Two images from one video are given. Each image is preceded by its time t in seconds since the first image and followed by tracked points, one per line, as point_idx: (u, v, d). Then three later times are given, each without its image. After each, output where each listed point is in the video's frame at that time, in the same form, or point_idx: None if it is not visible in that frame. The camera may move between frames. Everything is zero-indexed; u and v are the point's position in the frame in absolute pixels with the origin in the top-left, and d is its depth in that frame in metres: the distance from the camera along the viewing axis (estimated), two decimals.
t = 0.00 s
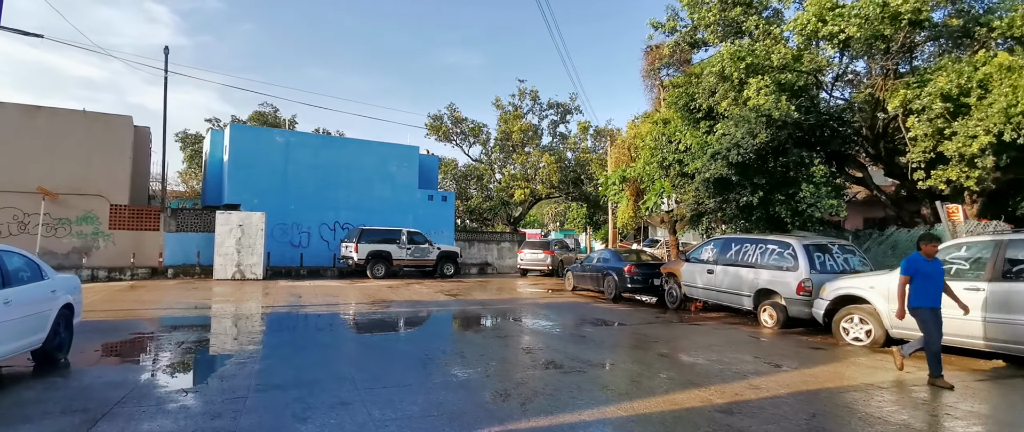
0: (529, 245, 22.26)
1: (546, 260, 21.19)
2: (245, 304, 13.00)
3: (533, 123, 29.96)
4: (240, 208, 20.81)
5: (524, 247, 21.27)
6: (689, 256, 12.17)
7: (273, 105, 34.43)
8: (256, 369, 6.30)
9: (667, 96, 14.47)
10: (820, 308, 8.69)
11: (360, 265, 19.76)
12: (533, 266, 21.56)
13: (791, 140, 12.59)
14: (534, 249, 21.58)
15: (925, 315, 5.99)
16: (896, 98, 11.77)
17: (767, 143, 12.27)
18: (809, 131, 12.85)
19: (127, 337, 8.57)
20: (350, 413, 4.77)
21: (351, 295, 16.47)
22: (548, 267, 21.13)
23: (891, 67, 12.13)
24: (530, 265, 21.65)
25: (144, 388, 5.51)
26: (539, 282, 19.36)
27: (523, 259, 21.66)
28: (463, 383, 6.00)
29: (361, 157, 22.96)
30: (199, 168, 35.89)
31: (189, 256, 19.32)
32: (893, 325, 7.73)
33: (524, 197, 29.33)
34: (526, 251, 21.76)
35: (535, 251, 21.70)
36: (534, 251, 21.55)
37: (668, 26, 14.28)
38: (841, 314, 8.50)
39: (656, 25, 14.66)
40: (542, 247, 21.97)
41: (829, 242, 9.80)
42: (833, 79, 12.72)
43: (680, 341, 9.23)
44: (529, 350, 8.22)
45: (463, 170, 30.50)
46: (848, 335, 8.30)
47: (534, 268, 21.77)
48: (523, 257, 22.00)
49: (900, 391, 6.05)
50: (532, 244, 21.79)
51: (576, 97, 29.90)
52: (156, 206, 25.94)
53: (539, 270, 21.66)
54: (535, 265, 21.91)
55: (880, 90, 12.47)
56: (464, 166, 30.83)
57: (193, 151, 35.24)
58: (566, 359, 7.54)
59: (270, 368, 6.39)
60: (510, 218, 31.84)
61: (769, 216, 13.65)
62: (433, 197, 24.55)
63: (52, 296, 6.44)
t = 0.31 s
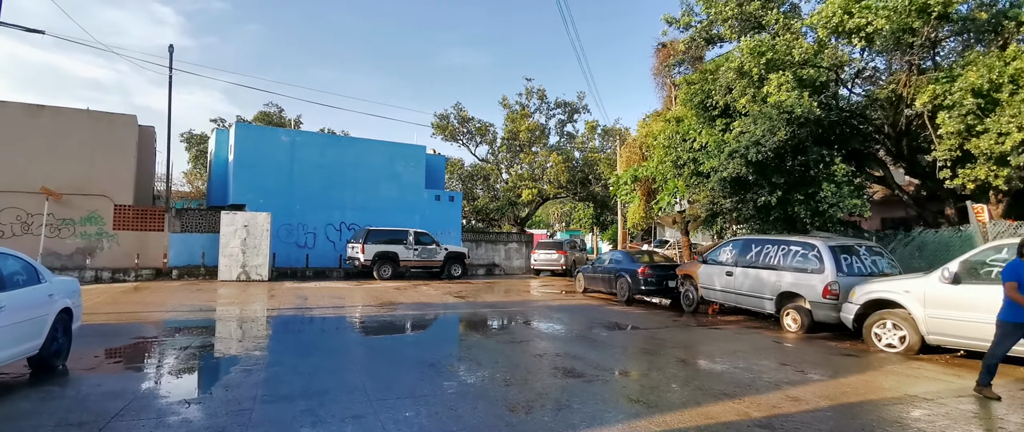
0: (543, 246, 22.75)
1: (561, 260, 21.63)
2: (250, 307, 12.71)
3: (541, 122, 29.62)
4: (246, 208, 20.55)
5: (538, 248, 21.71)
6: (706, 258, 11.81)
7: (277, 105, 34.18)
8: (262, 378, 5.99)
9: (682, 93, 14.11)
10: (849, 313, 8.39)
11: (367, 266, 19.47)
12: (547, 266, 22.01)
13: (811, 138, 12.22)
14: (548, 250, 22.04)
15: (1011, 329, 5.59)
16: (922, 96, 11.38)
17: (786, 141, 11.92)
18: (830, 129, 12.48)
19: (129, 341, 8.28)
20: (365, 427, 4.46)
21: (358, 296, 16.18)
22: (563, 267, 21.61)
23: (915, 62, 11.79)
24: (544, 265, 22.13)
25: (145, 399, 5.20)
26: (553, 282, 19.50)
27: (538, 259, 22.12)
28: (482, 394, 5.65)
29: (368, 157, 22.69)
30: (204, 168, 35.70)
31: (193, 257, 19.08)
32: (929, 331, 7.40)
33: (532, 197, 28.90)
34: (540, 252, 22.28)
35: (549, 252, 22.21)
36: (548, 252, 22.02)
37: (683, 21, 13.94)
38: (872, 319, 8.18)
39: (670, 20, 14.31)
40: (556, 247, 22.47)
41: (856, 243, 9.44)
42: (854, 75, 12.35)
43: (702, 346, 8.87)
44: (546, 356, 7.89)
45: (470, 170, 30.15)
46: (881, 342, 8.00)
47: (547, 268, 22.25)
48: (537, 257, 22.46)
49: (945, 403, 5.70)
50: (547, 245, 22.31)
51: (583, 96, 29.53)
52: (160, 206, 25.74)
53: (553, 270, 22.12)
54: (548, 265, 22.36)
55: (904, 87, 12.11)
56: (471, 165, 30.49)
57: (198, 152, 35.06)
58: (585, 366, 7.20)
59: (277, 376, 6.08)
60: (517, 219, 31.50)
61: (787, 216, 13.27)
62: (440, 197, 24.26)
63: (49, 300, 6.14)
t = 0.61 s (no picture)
0: (556, 245, 22.82)
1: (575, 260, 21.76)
2: (257, 308, 12.45)
3: (548, 121, 29.30)
4: (251, 207, 20.31)
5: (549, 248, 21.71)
6: (724, 259, 11.49)
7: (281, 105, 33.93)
8: (271, 385, 5.70)
9: (697, 89, 13.82)
10: (882, 316, 8.08)
11: (374, 267, 19.20)
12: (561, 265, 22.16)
13: (831, 134, 11.84)
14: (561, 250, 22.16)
15: None
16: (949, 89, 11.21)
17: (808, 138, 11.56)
18: (850, 125, 12.14)
19: (133, 345, 8.00)
20: None
21: (366, 297, 15.93)
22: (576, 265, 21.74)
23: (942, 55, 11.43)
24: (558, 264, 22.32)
25: (148, 408, 4.91)
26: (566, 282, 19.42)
27: (552, 258, 22.33)
28: (504, 403, 5.33)
29: (374, 156, 22.41)
30: (209, 168, 35.52)
31: (199, 258, 18.84)
32: (969, 335, 7.06)
33: (540, 196, 28.57)
34: (555, 251, 22.47)
35: (562, 252, 22.36)
36: (563, 252, 22.21)
37: (698, 15, 13.63)
38: (904, 321, 7.86)
39: (685, 14, 13.98)
40: (569, 246, 22.58)
41: (885, 243, 9.08)
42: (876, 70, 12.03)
43: (726, 350, 8.54)
44: (565, 361, 7.58)
45: (476, 170, 29.86)
46: (916, 346, 7.69)
47: (561, 267, 22.42)
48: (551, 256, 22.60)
49: (999, 412, 5.35)
50: (561, 244, 22.55)
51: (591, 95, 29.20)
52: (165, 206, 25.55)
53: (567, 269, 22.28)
54: (562, 264, 22.43)
55: (928, 81, 11.73)
56: (477, 165, 30.19)
57: (202, 152, 34.88)
58: (608, 372, 6.87)
59: (286, 383, 5.77)
60: (524, 219, 31.21)
61: (806, 215, 12.90)
62: (447, 197, 23.95)
63: (48, 302, 5.86)
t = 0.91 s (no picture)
0: (569, 245, 22.58)
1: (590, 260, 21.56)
2: (266, 311, 12.15)
3: (557, 119, 28.97)
4: (257, 207, 20.04)
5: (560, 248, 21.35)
6: (747, 260, 11.13)
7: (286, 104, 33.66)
8: (287, 394, 5.38)
9: (715, 85, 13.47)
10: (922, 320, 7.73)
11: (382, 267, 18.89)
12: (576, 265, 21.97)
13: (857, 131, 11.47)
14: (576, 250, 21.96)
15: None
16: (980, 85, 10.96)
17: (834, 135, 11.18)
18: (876, 122, 11.76)
19: (139, 349, 7.69)
20: None
21: (376, 299, 15.63)
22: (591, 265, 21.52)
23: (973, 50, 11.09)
24: (573, 264, 22.12)
25: (158, 420, 4.60)
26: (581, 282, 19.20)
27: (566, 258, 22.19)
28: (537, 416, 4.98)
29: (382, 155, 22.11)
30: (214, 168, 35.32)
31: (205, 258, 18.57)
32: (1019, 341, 6.67)
33: (549, 196, 28.23)
34: (569, 251, 22.30)
35: (577, 251, 22.15)
36: (578, 253, 22.03)
37: (716, 10, 13.30)
38: (946, 326, 7.51)
39: (703, 9, 13.64)
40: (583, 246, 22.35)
41: (922, 244, 8.70)
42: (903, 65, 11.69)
43: (756, 356, 8.17)
44: (590, 367, 7.24)
45: (484, 169, 29.54)
46: (959, 352, 7.33)
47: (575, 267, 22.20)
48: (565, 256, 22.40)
49: None
50: (574, 244, 22.37)
51: (600, 93, 28.85)
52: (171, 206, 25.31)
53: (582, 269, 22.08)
54: (576, 264, 22.20)
55: (957, 76, 11.39)
56: (485, 164, 29.87)
57: (208, 152, 34.66)
58: (638, 380, 6.53)
59: (302, 393, 5.45)
60: (532, 219, 30.89)
61: (829, 215, 12.50)
62: (455, 197, 23.63)
63: (52, 306, 5.55)
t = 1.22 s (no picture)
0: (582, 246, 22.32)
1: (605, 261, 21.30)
2: (275, 313, 11.91)
3: (566, 119, 28.67)
4: (265, 207, 19.83)
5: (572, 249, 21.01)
6: (770, 262, 10.82)
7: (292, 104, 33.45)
8: (303, 405, 5.11)
9: (734, 83, 13.14)
10: (963, 326, 7.43)
11: (392, 269, 18.63)
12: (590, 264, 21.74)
13: (883, 129, 11.12)
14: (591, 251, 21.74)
15: None
16: (1011, 82, 10.62)
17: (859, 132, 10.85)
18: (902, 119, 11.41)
19: (149, 355, 7.45)
20: None
21: (387, 300, 15.39)
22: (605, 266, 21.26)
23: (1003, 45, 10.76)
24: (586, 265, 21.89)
25: None
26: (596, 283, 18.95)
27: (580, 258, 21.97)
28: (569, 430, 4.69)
29: (390, 155, 21.86)
30: (220, 168, 35.17)
31: (213, 259, 18.36)
32: None
33: (558, 196, 27.92)
34: (583, 250, 22.09)
35: (591, 252, 21.91)
36: (593, 253, 21.80)
37: (735, 6, 12.99)
38: (988, 331, 7.17)
39: (721, 5, 13.32)
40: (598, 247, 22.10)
41: (957, 246, 8.37)
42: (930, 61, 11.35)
43: (786, 362, 7.87)
44: (616, 374, 6.95)
45: (491, 169, 29.27)
46: (1002, 359, 6.98)
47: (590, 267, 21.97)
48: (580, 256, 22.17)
49: None
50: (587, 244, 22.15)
51: (609, 92, 28.54)
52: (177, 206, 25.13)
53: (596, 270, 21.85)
54: (590, 265, 21.95)
55: (985, 72, 11.06)
56: (492, 164, 29.61)
57: (214, 152, 34.48)
58: (668, 389, 6.23)
59: (319, 403, 5.18)
60: (540, 219, 30.60)
61: (852, 216, 12.13)
62: (464, 197, 23.37)
63: (59, 312, 5.31)
